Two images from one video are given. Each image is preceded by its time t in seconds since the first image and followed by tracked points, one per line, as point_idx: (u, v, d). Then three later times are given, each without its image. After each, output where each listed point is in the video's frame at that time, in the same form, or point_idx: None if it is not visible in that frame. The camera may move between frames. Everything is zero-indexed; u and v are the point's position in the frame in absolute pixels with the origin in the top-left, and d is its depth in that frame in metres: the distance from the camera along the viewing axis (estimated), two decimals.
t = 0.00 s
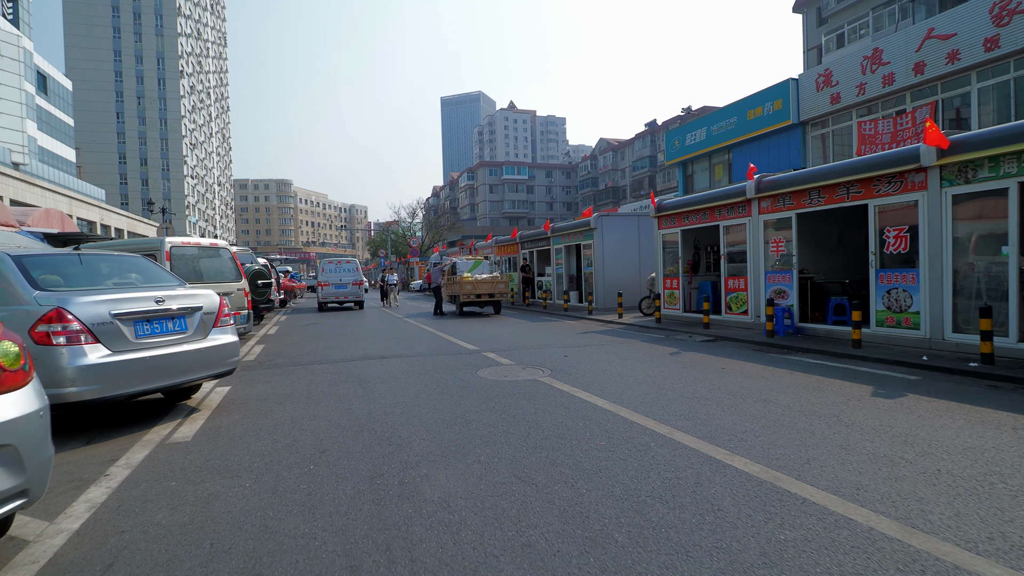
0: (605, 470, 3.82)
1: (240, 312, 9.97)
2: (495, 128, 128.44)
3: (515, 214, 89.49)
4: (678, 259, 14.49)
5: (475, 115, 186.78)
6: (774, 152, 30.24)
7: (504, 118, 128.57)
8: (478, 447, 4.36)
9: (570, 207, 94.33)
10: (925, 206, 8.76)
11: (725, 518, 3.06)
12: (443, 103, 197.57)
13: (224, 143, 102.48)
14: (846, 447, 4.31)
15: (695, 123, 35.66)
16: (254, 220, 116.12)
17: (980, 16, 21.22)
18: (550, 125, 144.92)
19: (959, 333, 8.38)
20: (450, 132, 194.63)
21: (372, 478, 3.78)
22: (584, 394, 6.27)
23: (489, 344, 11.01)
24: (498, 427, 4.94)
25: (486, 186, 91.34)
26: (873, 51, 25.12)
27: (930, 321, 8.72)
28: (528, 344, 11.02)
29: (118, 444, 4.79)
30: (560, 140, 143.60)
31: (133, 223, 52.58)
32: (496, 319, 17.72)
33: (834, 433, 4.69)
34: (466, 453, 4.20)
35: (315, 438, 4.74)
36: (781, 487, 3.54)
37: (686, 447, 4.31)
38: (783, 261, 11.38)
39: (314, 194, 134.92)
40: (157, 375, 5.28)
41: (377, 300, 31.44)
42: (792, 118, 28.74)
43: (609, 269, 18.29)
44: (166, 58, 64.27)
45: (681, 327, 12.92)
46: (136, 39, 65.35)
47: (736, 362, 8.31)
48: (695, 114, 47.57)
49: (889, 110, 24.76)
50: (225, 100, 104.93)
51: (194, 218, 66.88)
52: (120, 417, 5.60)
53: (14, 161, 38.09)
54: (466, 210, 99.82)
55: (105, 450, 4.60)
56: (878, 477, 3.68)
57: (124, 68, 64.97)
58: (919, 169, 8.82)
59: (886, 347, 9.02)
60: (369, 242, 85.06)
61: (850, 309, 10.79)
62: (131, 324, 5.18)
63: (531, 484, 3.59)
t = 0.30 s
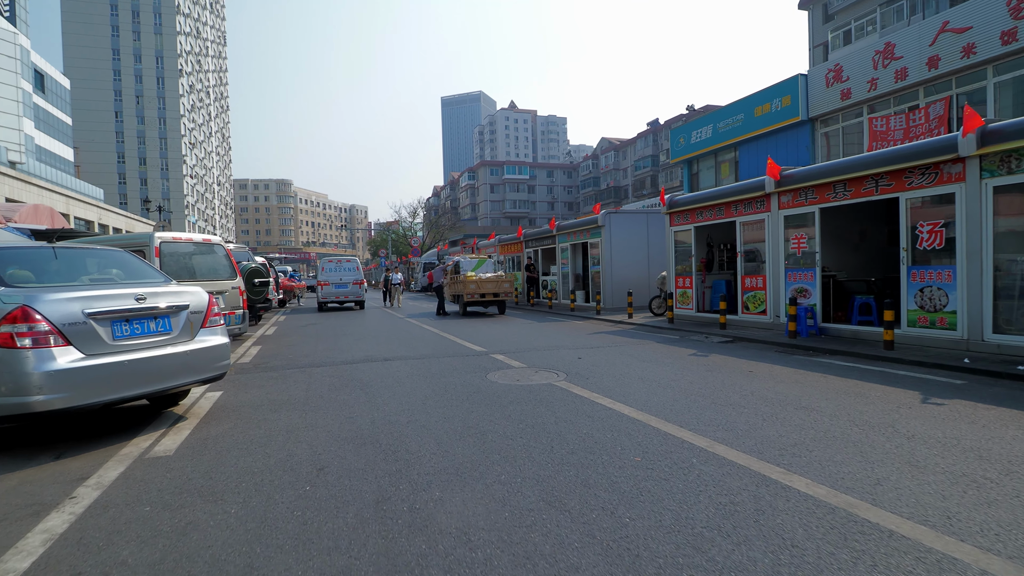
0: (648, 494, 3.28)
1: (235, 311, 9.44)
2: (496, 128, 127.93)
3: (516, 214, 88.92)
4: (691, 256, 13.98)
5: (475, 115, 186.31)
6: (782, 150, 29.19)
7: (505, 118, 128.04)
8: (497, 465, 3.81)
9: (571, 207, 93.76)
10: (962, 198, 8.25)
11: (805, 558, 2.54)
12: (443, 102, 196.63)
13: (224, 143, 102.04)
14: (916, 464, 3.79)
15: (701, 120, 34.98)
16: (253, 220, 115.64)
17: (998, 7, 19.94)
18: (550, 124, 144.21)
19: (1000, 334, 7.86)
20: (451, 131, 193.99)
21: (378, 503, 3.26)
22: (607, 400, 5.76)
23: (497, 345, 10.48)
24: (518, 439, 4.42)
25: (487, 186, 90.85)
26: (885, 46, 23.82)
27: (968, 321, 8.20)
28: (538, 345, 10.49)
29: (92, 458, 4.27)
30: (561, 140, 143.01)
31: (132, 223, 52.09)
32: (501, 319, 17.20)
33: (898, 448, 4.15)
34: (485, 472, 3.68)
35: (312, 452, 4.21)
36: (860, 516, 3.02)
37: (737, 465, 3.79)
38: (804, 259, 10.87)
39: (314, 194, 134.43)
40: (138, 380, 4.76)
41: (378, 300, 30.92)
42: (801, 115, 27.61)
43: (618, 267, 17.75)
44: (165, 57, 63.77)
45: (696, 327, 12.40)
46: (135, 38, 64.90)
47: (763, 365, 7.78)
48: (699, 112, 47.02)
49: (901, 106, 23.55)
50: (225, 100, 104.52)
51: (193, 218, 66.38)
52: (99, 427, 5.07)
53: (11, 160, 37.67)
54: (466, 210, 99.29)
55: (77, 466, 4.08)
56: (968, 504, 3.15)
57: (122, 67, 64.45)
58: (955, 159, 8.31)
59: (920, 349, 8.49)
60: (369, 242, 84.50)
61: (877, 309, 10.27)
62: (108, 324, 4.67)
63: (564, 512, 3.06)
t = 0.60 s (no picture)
0: (702, 542, 2.78)
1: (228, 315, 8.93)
2: (497, 128, 127.39)
3: (516, 214, 88.40)
4: (703, 257, 13.48)
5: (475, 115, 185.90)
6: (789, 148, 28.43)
7: (506, 118, 127.53)
8: (518, 501, 3.31)
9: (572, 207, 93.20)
10: (1000, 196, 7.76)
11: None
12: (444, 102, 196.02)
13: (224, 142, 101.44)
14: (1001, 501, 3.30)
15: (706, 119, 34.29)
16: (253, 220, 115.13)
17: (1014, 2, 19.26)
18: (551, 124, 143.69)
19: None
20: (451, 131, 193.42)
21: (381, 554, 2.75)
22: (632, 415, 5.24)
23: (503, 350, 9.97)
24: (538, 465, 3.91)
25: (488, 186, 90.41)
26: (895, 42, 23.06)
27: (1006, 327, 7.71)
28: (546, 350, 9.98)
29: (55, 488, 3.77)
30: (562, 140, 142.49)
31: (130, 223, 51.57)
32: (506, 321, 16.70)
33: (972, 478, 3.64)
34: (505, 510, 3.18)
35: (306, 482, 3.70)
36: (958, 572, 2.53)
37: (796, 503, 3.28)
38: (826, 260, 10.36)
39: (314, 194, 133.83)
40: (111, 398, 4.25)
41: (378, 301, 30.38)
42: (808, 113, 26.89)
43: (625, 268, 17.26)
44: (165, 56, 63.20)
45: (710, 331, 11.89)
46: (134, 36, 64.37)
47: (791, 374, 7.27)
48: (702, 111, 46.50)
49: (912, 103, 22.76)
50: (224, 100, 103.94)
51: (192, 218, 65.90)
52: (69, 449, 4.56)
53: (7, 159, 37.08)
54: (467, 210, 98.79)
55: (36, 499, 3.57)
56: None
57: (120, 66, 63.90)
58: (992, 155, 7.82)
59: (955, 356, 7.99)
60: (369, 242, 83.93)
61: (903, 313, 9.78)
62: (76, 335, 4.16)
63: (603, 567, 2.57)
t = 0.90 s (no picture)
0: None
1: (220, 317, 8.38)
2: (498, 127, 126.73)
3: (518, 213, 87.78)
4: (718, 255, 12.94)
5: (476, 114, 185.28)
6: (797, 145, 27.56)
7: (507, 117, 126.89)
8: (547, 541, 2.77)
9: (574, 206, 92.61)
10: None
11: None
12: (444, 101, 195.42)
13: (223, 141, 100.83)
14: None
15: (712, 116, 33.54)
16: (253, 220, 114.48)
17: None
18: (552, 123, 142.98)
19: None
20: (451, 131, 192.86)
21: None
22: (663, 429, 4.69)
23: (512, 354, 9.43)
24: (565, 492, 3.37)
25: (489, 185, 89.84)
26: (909, 36, 22.22)
27: None
28: (557, 353, 9.45)
29: (6, 519, 3.25)
30: (563, 139, 141.83)
31: (128, 222, 51.00)
32: (511, 322, 16.16)
33: None
34: (533, 554, 2.65)
35: (296, 515, 3.16)
36: None
37: (884, 545, 2.73)
38: (851, 258, 9.83)
39: (314, 194, 133.23)
40: (76, 413, 3.72)
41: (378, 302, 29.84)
42: (817, 109, 26.05)
43: (634, 267, 16.71)
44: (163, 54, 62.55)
45: (727, 332, 11.36)
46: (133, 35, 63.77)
47: (825, 380, 6.73)
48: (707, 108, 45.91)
49: (925, 98, 21.93)
50: (224, 99, 103.31)
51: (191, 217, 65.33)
52: (30, 469, 4.02)
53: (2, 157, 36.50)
54: (468, 209, 98.22)
55: None
56: None
57: (119, 65, 63.32)
58: None
59: (997, 361, 7.45)
60: (370, 242, 83.28)
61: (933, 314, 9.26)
62: (33, 342, 3.64)
63: None
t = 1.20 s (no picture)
0: None
1: (212, 318, 7.89)
2: (499, 127, 126.19)
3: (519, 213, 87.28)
4: (734, 253, 12.45)
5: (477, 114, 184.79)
6: (806, 143, 26.61)
7: (507, 116, 126.34)
8: None
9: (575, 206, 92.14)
10: None
11: None
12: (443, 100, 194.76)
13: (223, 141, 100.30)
14: None
15: (718, 113, 32.82)
16: (253, 220, 113.93)
17: None
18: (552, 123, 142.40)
19: None
20: (452, 131, 192.41)
21: None
22: (703, 446, 4.20)
23: (522, 357, 8.92)
24: (607, 528, 2.86)
25: (490, 184, 89.37)
26: (921, 30, 21.40)
27: None
28: (568, 356, 8.95)
29: None
30: (563, 139, 141.32)
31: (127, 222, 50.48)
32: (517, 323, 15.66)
33: None
34: None
35: (288, 557, 2.66)
36: None
37: None
38: (880, 256, 9.34)
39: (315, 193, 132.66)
40: (33, 430, 3.21)
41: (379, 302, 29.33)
42: (826, 106, 25.11)
43: (643, 266, 16.21)
44: (163, 53, 61.93)
45: (745, 334, 10.86)
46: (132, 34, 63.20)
47: (865, 387, 6.23)
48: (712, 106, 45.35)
49: (938, 94, 21.14)
50: (225, 98, 102.74)
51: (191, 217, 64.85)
52: None
53: None
54: (469, 209, 97.75)
55: None
56: None
57: (118, 64, 62.78)
58: None
59: None
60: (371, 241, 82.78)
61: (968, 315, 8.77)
62: None
63: None
